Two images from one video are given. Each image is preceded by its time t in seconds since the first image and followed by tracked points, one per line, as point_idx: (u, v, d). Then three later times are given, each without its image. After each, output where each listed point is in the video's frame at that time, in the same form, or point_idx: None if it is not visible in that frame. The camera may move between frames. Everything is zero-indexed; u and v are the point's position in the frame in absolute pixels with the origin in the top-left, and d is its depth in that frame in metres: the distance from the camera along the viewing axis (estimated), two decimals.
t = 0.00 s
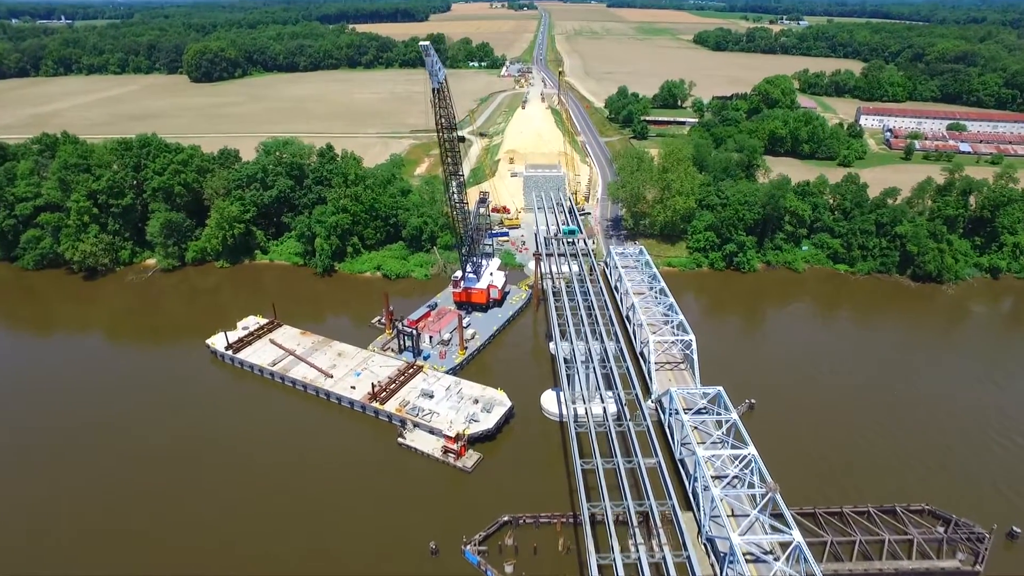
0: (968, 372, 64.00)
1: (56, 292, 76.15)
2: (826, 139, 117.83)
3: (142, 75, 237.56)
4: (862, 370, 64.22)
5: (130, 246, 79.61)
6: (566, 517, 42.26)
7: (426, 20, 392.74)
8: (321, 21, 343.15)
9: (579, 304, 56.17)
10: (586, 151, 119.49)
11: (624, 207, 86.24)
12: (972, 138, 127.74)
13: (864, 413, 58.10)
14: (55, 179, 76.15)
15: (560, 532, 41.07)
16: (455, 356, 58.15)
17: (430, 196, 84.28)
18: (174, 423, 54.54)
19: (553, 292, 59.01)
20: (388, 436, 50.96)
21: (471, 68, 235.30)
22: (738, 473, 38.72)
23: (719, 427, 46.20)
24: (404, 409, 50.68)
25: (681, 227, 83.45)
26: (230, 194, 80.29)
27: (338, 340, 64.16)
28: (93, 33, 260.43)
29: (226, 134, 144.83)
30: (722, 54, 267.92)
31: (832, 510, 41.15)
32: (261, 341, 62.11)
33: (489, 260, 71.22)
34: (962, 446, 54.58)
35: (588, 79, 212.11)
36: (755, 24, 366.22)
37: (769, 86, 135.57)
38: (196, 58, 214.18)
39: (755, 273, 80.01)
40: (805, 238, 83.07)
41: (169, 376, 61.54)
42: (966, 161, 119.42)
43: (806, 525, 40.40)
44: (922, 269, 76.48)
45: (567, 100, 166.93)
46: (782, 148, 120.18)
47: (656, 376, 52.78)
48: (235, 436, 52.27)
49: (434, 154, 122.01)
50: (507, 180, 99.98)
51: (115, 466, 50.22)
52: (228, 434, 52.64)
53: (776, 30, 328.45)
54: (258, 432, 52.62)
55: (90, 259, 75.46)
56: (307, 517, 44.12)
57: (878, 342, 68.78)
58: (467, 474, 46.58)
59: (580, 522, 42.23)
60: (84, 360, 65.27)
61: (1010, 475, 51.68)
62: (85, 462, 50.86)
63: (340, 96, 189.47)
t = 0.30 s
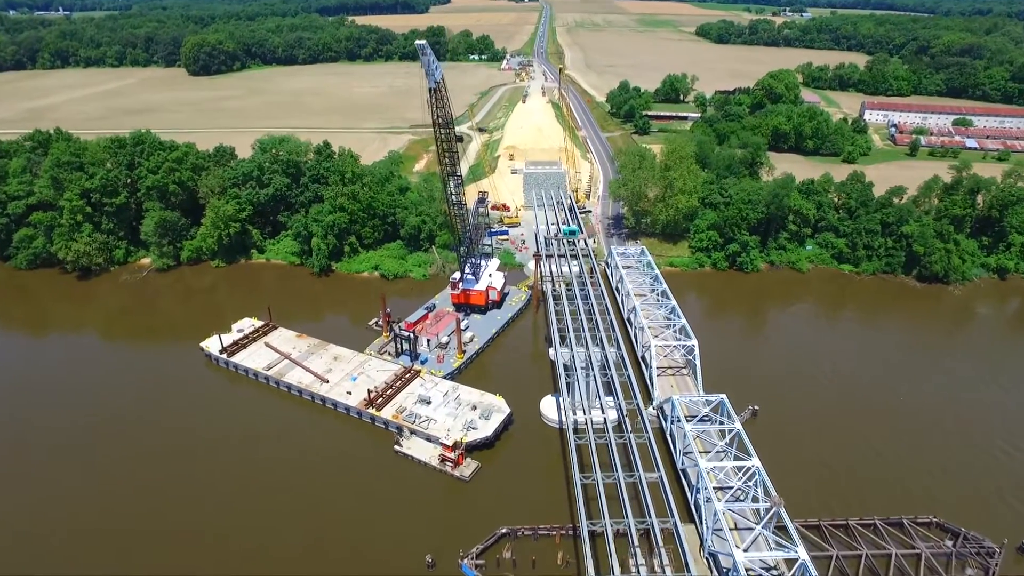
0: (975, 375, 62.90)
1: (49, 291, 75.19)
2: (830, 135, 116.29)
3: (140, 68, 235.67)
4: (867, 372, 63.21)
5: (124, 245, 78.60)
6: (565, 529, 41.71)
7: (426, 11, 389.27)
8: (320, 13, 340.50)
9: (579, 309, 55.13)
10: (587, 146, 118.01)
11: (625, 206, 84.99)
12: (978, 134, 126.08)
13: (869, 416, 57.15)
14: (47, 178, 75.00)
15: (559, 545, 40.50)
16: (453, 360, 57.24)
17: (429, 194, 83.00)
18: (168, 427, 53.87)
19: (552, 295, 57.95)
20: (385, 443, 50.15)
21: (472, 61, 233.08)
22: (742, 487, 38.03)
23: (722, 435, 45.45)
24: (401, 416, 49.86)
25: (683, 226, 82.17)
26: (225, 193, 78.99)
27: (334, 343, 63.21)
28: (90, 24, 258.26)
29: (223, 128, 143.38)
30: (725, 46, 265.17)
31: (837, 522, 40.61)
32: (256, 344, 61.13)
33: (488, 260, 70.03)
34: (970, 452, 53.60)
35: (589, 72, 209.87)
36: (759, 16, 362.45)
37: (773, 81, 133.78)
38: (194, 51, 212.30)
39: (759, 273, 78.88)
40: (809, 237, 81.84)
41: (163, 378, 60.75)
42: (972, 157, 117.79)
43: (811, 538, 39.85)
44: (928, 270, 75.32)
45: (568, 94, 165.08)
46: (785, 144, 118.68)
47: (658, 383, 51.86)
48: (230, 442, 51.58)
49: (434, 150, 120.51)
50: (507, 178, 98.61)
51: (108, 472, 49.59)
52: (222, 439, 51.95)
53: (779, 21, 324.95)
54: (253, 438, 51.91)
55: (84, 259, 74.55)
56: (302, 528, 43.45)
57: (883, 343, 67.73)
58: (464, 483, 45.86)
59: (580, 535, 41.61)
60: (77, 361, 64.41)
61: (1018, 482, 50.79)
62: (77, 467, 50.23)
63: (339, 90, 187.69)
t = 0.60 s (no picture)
0: (984, 370, 61.83)
1: (45, 283, 74.28)
2: (836, 122, 114.23)
3: (137, 51, 232.68)
4: (873, 367, 62.20)
5: (119, 236, 77.50)
6: (565, 532, 41.11)
7: None
8: None
9: (580, 304, 54.05)
10: (589, 133, 116.08)
11: (628, 195, 83.44)
12: (988, 120, 123.82)
13: (875, 411, 56.16)
14: (39, 167, 73.73)
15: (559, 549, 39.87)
16: (452, 355, 56.23)
17: (428, 183, 81.52)
18: (163, 422, 53.08)
19: (553, 290, 56.83)
20: (382, 441, 49.34)
21: (473, 45, 229.62)
22: (746, 492, 37.34)
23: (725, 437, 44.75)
24: (398, 414, 49.10)
25: (687, 216, 80.73)
26: (221, 182, 77.58)
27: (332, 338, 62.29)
28: (86, 6, 254.60)
29: (220, 114, 141.29)
30: (730, 29, 260.66)
31: (841, 526, 40.44)
32: (252, 337, 60.13)
33: (488, 252, 68.82)
34: (978, 450, 52.61)
35: (592, 56, 206.54)
36: None
37: (779, 66, 131.26)
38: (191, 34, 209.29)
39: (763, 265, 77.61)
40: (815, 229, 80.42)
41: (158, 372, 59.89)
42: (981, 145, 115.76)
43: (815, 544, 39.60)
44: (936, 262, 74.02)
45: (570, 79, 162.48)
46: (791, 131, 116.63)
47: (660, 380, 50.93)
48: (225, 438, 50.78)
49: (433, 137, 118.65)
50: (508, 165, 96.97)
51: (102, 469, 48.86)
52: (217, 436, 51.12)
53: (785, 3, 319.51)
54: (249, 434, 51.10)
55: (78, 250, 73.48)
56: (297, 529, 42.73)
57: (890, 338, 66.65)
58: (462, 484, 45.09)
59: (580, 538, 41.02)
60: (71, 354, 63.55)
61: None
62: (71, 463, 49.48)
63: (337, 74, 185.05)
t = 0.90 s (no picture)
0: (994, 372, 60.56)
1: (40, 279, 73.43)
2: (844, 115, 112.34)
3: (136, 39, 230.32)
4: (881, 368, 60.95)
5: (116, 232, 76.56)
6: (566, 543, 40.37)
7: None
8: None
9: (582, 305, 52.99)
10: (593, 125, 114.43)
11: (631, 191, 81.91)
12: (998, 113, 121.71)
13: (883, 415, 54.98)
14: (34, 162, 72.65)
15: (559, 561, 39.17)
16: (452, 357, 55.32)
17: (428, 178, 80.22)
18: (158, 424, 52.20)
19: (555, 291, 55.69)
20: (379, 446, 48.46)
21: (475, 34, 226.85)
22: (751, 506, 36.50)
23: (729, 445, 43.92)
24: (397, 418, 48.27)
25: (691, 212, 79.27)
26: (218, 177, 76.34)
27: (330, 337, 61.34)
28: None
29: (220, 106, 139.67)
30: (736, 18, 257.33)
31: (848, 539, 40.39)
32: (249, 338, 59.10)
33: (489, 250, 67.68)
34: (989, 455, 51.43)
35: (596, 45, 203.84)
36: None
37: (786, 57, 129.03)
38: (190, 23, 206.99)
39: (769, 263, 76.23)
40: (822, 226, 79.00)
41: (154, 371, 59.02)
42: (991, 139, 113.82)
43: (821, 557, 39.55)
44: (945, 261, 72.68)
45: (573, 69, 160.33)
46: (797, 124, 114.71)
47: (664, 385, 49.96)
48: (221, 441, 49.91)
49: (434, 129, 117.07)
50: (510, 159, 95.51)
51: (95, 471, 48.02)
52: (213, 438, 50.26)
53: None
54: (245, 437, 50.23)
55: (74, 246, 72.56)
56: (292, 537, 41.86)
57: (898, 338, 65.42)
58: (461, 491, 44.29)
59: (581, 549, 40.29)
60: (66, 351, 62.65)
61: None
62: (63, 465, 48.62)
63: (338, 64, 182.93)
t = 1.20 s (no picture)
0: (1005, 374, 59.36)
1: (37, 275, 72.71)
2: (853, 108, 110.35)
3: (136, 28, 228.26)
4: (890, 369, 59.73)
5: (113, 227, 75.77)
6: (568, 553, 39.74)
7: None
8: None
9: (585, 308, 51.97)
10: (596, 118, 112.73)
11: (636, 186, 80.42)
12: (1010, 105, 119.53)
13: (892, 418, 53.85)
14: (29, 157, 71.79)
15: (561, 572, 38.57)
16: (452, 359, 54.48)
17: (429, 173, 78.87)
18: (153, 424, 51.36)
19: (557, 291, 54.66)
20: (378, 450, 47.73)
21: (478, 22, 224.09)
22: (757, 519, 35.60)
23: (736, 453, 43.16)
24: (396, 422, 47.59)
25: (697, 208, 77.82)
26: (216, 172, 75.18)
27: (329, 337, 60.53)
28: None
29: (219, 97, 138.19)
30: (743, 5, 253.48)
31: (856, 551, 40.74)
32: (246, 338, 58.21)
33: (490, 248, 66.56)
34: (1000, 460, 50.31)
35: (600, 35, 201.15)
36: None
37: (794, 47, 126.76)
38: (191, 11, 205.10)
39: (775, 261, 74.94)
40: (829, 223, 77.61)
41: (149, 370, 58.15)
42: (1002, 132, 111.82)
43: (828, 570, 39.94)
44: (955, 260, 71.28)
45: (577, 60, 158.13)
46: (805, 117, 112.82)
47: (668, 389, 49.11)
48: (217, 443, 49.10)
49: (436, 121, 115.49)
50: (513, 153, 94.07)
51: (88, 473, 47.30)
52: (208, 441, 49.44)
53: None
54: (241, 439, 49.44)
55: (70, 242, 71.85)
56: (289, 544, 41.16)
57: (907, 338, 64.22)
58: (461, 498, 43.64)
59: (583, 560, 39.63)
60: (61, 349, 61.86)
61: None
62: (57, 466, 47.86)
63: (339, 53, 180.88)
